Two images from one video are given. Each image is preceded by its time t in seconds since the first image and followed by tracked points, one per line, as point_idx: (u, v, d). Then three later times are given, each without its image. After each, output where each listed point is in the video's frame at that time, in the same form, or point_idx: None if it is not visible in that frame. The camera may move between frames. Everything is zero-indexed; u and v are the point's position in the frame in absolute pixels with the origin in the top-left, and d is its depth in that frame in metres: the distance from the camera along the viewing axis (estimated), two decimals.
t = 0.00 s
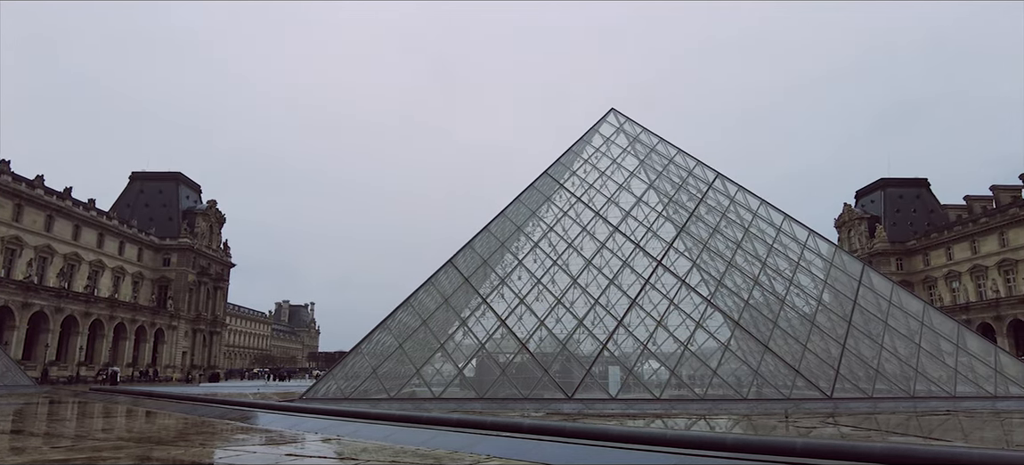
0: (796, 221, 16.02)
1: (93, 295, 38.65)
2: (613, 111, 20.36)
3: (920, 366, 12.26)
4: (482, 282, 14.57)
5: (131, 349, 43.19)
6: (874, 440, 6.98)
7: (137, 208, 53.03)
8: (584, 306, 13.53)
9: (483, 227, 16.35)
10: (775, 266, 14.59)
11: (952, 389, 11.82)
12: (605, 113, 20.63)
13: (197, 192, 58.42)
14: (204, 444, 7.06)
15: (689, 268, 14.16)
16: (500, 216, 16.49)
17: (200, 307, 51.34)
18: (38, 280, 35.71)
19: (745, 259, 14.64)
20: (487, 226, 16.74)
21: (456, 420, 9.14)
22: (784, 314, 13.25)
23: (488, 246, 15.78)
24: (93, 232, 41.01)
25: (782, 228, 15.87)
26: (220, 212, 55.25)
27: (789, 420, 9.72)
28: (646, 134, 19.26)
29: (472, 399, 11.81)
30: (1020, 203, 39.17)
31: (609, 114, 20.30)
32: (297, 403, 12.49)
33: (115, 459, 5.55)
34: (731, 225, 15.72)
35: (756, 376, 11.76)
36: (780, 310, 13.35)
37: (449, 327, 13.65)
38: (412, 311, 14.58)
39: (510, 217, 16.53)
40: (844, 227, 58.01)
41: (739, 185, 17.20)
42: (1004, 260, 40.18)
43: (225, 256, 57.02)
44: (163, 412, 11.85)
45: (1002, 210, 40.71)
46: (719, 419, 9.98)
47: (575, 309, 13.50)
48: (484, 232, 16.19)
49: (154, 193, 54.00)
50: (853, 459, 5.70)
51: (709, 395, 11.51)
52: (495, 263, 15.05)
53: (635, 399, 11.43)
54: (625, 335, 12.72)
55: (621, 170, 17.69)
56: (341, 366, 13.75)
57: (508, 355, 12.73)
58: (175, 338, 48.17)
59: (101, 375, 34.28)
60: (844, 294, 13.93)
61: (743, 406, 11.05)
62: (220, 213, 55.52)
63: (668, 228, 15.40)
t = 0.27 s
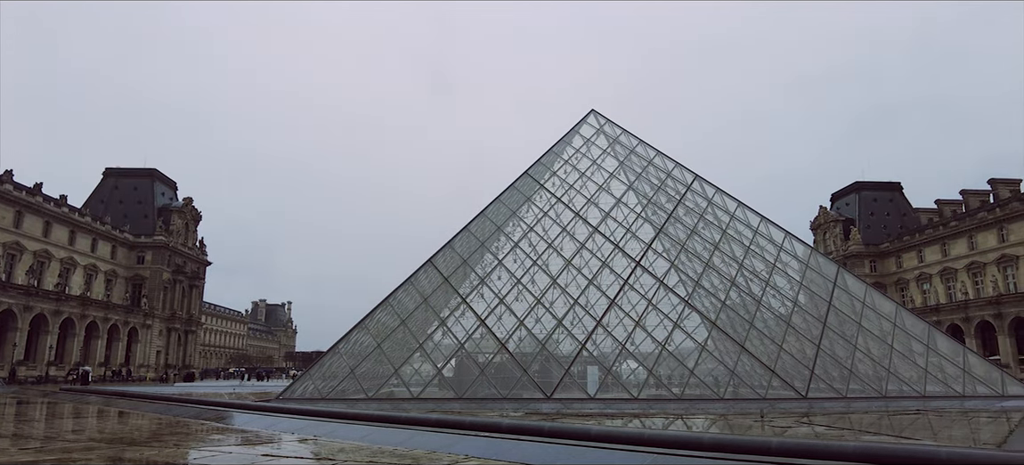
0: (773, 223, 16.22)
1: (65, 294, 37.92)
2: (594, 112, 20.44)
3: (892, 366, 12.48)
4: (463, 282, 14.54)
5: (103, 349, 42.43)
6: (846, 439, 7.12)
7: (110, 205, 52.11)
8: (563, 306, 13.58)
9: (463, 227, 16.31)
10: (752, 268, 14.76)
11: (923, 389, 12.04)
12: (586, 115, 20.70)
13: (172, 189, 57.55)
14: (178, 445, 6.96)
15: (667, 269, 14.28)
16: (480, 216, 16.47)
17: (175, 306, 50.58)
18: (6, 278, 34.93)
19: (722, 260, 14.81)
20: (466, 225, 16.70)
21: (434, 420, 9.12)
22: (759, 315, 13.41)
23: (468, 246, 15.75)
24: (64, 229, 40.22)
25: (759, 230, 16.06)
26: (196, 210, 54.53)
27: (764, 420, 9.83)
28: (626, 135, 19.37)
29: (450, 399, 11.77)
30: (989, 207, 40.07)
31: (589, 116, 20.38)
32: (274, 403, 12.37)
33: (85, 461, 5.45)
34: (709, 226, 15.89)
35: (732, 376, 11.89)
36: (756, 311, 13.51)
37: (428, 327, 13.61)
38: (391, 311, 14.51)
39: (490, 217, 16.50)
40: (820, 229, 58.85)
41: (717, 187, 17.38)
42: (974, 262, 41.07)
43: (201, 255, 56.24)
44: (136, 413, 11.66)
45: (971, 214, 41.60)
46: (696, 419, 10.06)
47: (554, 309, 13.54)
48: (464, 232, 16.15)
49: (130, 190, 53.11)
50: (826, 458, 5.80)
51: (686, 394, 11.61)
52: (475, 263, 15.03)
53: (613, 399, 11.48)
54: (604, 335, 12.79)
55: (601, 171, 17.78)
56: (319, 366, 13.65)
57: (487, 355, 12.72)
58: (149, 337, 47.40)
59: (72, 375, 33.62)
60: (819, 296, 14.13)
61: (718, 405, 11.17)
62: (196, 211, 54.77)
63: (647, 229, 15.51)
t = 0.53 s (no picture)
0: (750, 225, 16.41)
1: (34, 292, 37.13)
2: (574, 113, 20.51)
3: (865, 366, 12.67)
4: (442, 282, 14.51)
5: (74, 348, 41.63)
6: (819, 438, 7.26)
7: (83, 201, 51.13)
8: (543, 306, 13.61)
9: (443, 226, 16.27)
10: (729, 269, 14.91)
11: (894, 388, 12.24)
12: (566, 115, 20.76)
13: (147, 186, 56.64)
14: (151, 445, 6.86)
15: (646, 270, 14.38)
16: (461, 215, 16.44)
17: (150, 305, 49.82)
18: None
19: (700, 261, 14.94)
20: (446, 225, 16.65)
21: (413, 420, 9.11)
22: (736, 316, 13.56)
23: (448, 245, 15.71)
24: (35, 226, 39.39)
25: (736, 232, 16.24)
26: (172, 207, 53.75)
27: (740, 419, 9.94)
28: (606, 136, 19.48)
29: (428, 400, 11.74)
30: (959, 211, 40.97)
31: (569, 117, 20.44)
32: (249, 403, 12.24)
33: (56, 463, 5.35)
34: (687, 228, 16.03)
35: (709, 376, 12.00)
36: (732, 312, 13.66)
37: (406, 326, 13.55)
38: (369, 311, 14.43)
39: (470, 216, 16.48)
40: (796, 231, 59.65)
41: (696, 189, 17.54)
42: (944, 265, 41.96)
43: (176, 252, 55.43)
44: (108, 413, 11.45)
45: (942, 217, 42.50)
46: (673, 419, 10.15)
47: (533, 309, 13.56)
48: (444, 231, 16.10)
49: (103, 186, 52.15)
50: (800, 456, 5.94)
51: (663, 394, 11.70)
52: (455, 262, 15.00)
53: (591, 399, 11.53)
54: (583, 335, 12.85)
55: (581, 172, 17.85)
56: (296, 366, 13.54)
57: (466, 355, 12.71)
58: (122, 336, 46.60)
59: (41, 375, 32.93)
60: (794, 297, 14.32)
61: (695, 405, 11.27)
62: (171, 208, 53.98)
63: (626, 230, 15.61)
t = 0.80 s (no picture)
0: (727, 227, 16.59)
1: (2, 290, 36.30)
2: (555, 114, 20.55)
3: (839, 366, 12.86)
4: (421, 282, 14.45)
5: (44, 347, 40.78)
6: (795, 438, 7.38)
7: (54, 198, 50.11)
8: (523, 307, 13.63)
9: (423, 226, 16.20)
10: (706, 270, 15.06)
11: (868, 388, 12.42)
12: (547, 116, 20.79)
13: (121, 183, 55.68)
14: (123, 447, 6.73)
15: (625, 270, 14.47)
16: (440, 215, 16.38)
17: (123, 303, 48.99)
18: None
19: (678, 262, 15.07)
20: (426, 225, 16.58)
21: (390, 421, 9.05)
22: (713, 317, 13.69)
23: (427, 245, 15.64)
24: (4, 222, 38.51)
25: (714, 233, 16.42)
26: (146, 204, 52.93)
27: (716, 419, 10.03)
28: (586, 138, 19.56)
29: (406, 400, 11.68)
30: (930, 215, 41.79)
31: (550, 117, 20.48)
32: (225, 403, 12.08)
33: None
34: (666, 229, 16.16)
35: (686, 376, 12.10)
36: (709, 312, 13.79)
37: (385, 326, 13.47)
38: (348, 310, 14.33)
39: (450, 216, 16.43)
40: (773, 233, 60.39)
41: (674, 191, 17.68)
42: (916, 267, 42.77)
43: (151, 250, 54.56)
44: (78, 414, 11.22)
45: (914, 221, 43.31)
46: (651, 418, 10.22)
47: (513, 309, 13.57)
48: (424, 231, 16.03)
49: (76, 182, 51.20)
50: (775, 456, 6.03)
51: (641, 394, 11.77)
52: (435, 262, 14.95)
53: (570, 399, 11.56)
54: (562, 335, 12.89)
55: (562, 173, 17.90)
56: (273, 366, 13.41)
57: (446, 355, 12.68)
58: (94, 336, 45.75)
59: (9, 375, 32.20)
60: (771, 298, 14.50)
61: (673, 404, 11.34)
62: (146, 205, 53.15)
63: (606, 231, 15.69)
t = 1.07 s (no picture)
0: (705, 229, 16.74)
1: None
2: (536, 114, 20.58)
3: (813, 366, 13.04)
4: (400, 281, 14.39)
5: (13, 346, 39.89)
6: (770, 437, 7.53)
7: (24, 193, 49.01)
8: (502, 307, 13.63)
9: (403, 225, 16.11)
10: (684, 271, 15.19)
11: (842, 388, 12.59)
12: (528, 116, 20.81)
13: (95, 179, 54.67)
14: (95, 448, 6.62)
15: (604, 271, 14.55)
16: (420, 214, 16.31)
17: (95, 301, 48.11)
18: None
19: (657, 263, 15.18)
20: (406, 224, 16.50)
21: (368, 421, 9.02)
22: (691, 317, 13.81)
23: (407, 244, 15.56)
24: None
25: (692, 235, 16.58)
26: (120, 201, 52.04)
27: (693, 419, 10.12)
28: (567, 138, 19.61)
29: (384, 400, 11.62)
30: (903, 218, 42.61)
31: (531, 118, 20.50)
32: (200, 403, 11.92)
33: None
34: (645, 230, 16.27)
35: (664, 376, 12.19)
36: (687, 313, 13.91)
37: (364, 326, 13.39)
38: (326, 310, 14.22)
39: (430, 215, 16.36)
40: (750, 235, 61.06)
41: (653, 192, 17.81)
42: (889, 269, 43.57)
43: (124, 248, 53.65)
44: (48, 414, 11.00)
45: (888, 224, 44.12)
46: (629, 418, 10.29)
47: (493, 309, 13.56)
48: (403, 230, 15.95)
49: (47, 178, 50.11)
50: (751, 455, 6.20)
51: (619, 394, 11.85)
52: (414, 262, 14.89)
53: (548, 398, 11.60)
54: (541, 335, 12.91)
55: (542, 173, 17.93)
56: (250, 365, 13.27)
57: (425, 355, 12.64)
58: (65, 335, 44.85)
59: None
60: (747, 300, 14.67)
61: (650, 404, 11.41)
62: (120, 202, 52.26)
63: (585, 231, 15.75)
